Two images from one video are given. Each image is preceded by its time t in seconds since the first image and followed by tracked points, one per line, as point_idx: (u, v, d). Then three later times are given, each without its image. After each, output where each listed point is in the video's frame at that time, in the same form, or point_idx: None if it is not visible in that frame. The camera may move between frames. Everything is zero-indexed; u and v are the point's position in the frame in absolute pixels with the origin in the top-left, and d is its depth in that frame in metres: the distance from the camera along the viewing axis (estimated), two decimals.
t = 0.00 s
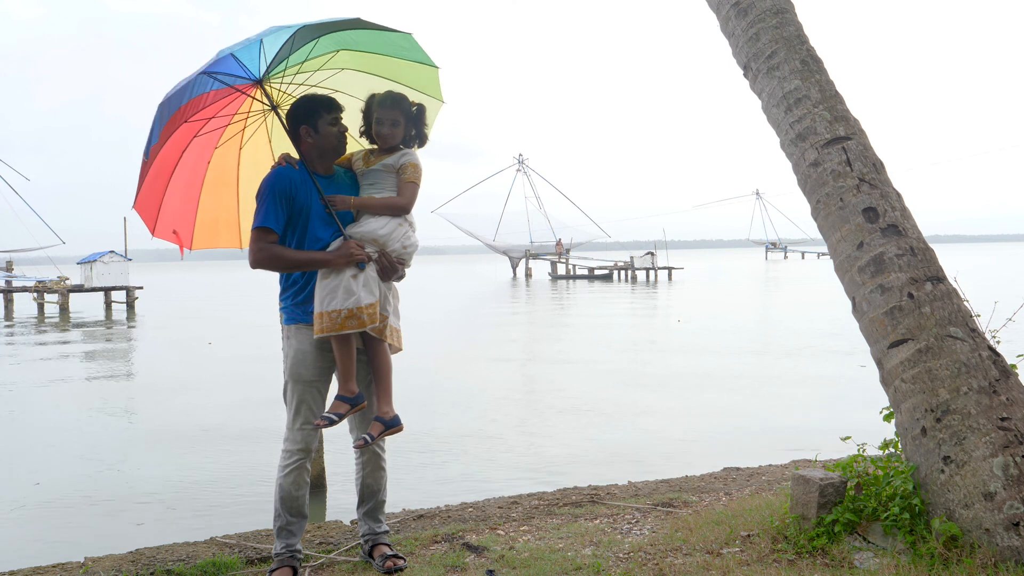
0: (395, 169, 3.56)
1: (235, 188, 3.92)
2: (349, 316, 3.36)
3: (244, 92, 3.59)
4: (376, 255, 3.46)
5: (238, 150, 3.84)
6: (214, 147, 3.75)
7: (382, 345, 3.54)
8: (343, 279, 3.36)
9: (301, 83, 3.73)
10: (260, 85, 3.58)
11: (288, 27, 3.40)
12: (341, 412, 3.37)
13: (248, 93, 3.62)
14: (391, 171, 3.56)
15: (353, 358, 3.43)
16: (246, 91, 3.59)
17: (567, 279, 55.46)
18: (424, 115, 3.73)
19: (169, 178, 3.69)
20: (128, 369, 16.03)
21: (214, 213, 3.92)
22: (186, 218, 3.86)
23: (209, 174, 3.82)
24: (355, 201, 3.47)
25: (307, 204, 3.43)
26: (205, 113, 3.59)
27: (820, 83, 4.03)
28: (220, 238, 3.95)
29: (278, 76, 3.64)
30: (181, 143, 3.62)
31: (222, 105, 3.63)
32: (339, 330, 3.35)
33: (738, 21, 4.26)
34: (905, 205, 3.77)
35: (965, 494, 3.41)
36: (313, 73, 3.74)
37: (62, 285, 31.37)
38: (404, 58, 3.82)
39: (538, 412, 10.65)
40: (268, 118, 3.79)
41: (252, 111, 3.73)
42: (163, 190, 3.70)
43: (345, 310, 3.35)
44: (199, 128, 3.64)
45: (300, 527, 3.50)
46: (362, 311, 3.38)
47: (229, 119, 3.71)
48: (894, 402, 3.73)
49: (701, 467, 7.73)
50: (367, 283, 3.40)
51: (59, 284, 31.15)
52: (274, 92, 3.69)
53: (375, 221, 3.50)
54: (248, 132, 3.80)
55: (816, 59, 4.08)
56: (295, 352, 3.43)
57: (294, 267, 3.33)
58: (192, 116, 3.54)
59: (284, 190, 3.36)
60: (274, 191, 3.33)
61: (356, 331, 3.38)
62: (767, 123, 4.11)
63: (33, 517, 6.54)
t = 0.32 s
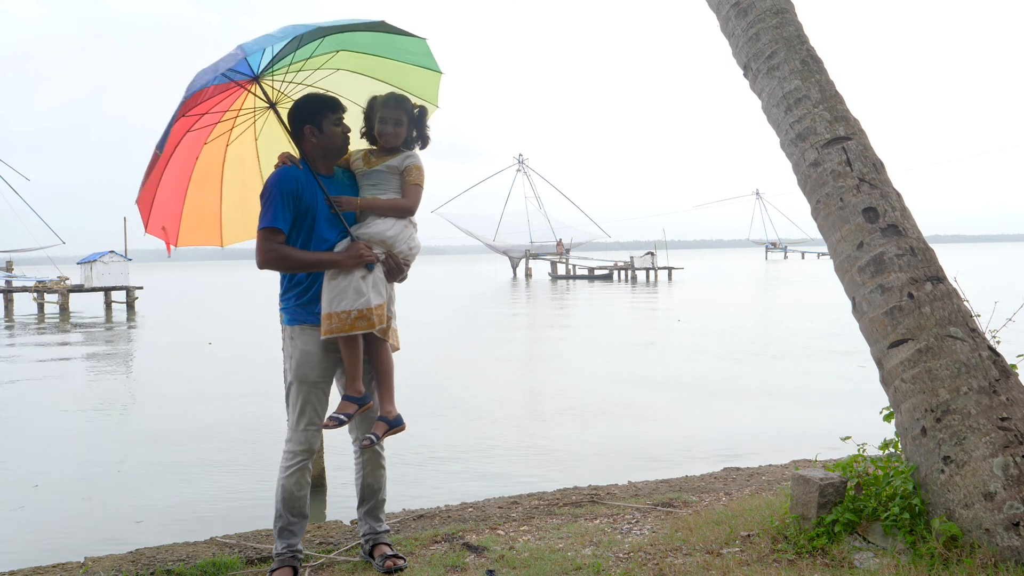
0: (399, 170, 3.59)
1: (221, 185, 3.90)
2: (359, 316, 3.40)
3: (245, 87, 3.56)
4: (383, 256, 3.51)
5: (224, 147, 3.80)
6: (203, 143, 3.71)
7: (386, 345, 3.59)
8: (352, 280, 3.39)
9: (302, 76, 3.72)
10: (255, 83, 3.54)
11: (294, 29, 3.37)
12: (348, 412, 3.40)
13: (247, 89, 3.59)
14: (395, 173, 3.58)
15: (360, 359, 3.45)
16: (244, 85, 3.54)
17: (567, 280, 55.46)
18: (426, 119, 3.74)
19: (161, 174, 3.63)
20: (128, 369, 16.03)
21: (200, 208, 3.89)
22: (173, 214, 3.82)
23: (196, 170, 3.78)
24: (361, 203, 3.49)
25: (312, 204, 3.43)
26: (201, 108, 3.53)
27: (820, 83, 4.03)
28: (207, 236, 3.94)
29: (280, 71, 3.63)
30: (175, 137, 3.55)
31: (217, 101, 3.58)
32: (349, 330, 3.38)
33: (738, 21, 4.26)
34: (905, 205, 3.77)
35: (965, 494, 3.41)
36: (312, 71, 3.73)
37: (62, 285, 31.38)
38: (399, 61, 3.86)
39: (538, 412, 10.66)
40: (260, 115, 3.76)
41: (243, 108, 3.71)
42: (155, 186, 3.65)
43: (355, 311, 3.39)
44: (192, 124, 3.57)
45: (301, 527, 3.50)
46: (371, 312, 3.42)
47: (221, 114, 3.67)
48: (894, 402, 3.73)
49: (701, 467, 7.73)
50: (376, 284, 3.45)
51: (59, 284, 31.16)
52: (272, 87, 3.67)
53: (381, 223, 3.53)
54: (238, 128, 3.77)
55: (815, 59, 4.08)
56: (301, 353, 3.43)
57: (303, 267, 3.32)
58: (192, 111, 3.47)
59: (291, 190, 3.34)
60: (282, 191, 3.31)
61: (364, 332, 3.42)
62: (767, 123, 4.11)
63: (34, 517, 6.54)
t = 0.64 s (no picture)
0: (403, 171, 3.60)
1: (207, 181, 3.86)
2: (369, 317, 3.42)
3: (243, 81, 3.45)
4: (390, 257, 3.55)
5: (212, 143, 3.73)
6: (195, 141, 3.62)
7: (388, 345, 3.60)
8: (362, 281, 3.42)
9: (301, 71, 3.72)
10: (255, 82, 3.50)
11: (313, 26, 3.34)
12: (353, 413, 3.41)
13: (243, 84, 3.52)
14: (399, 174, 3.60)
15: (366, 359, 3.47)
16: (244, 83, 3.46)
17: (567, 279, 55.46)
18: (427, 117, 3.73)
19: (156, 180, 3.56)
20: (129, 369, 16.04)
21: (186, 202, 3.85)
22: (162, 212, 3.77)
23: (185, 169, 3.73)
24: (366, 203, 3.50)
25: (319, 205, 3.43)
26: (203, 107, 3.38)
27: (820, 83, 4.03)
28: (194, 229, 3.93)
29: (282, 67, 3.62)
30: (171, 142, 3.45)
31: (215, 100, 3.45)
32: (360, 331, 3.41)
33: (738, 21, 4.26)
34: (905, 205, 3.78)
35: (965, 493, 3.41)
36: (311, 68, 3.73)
37: (62, 285, 31.37)
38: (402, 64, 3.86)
39: (538, 412, 10.66)
40: (249, 114, 3.74)
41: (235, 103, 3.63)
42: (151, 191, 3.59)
43: (366, 312, 3.42)
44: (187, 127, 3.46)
45: (303, 528, 3.50)
46: (381, 313, 3.46)
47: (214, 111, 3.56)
48: (894, 402, 3.74)
49: (701, 467, 7.73)
50: (384, 285, 3.49)
51: (60, 284, 31.17)
52: (268, 82, 3.66)
53: (388, 223, 3.55)
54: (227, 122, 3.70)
55: (816, 59, 4.08)
56: (306, 354, 3.42)
57: (312, 269, 3.32)
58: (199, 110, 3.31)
59: (299, 192, 3.34)
60: (291, 193, 3.30)
61: (374, 332, 3.45)
62: (767, 123, 4.12)
63: (34, 517, 6.55)
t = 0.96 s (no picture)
0: (403, 170, 3.61)
1: (196, 181, 3.86)
2: (377, 316, 3.44)
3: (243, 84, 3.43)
4: (394, 256, 3.57)
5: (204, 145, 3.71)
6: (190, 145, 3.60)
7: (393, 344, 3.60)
8: (368, 280, 3.43)
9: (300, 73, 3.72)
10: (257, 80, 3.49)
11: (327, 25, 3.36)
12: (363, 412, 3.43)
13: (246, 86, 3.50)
14: (400, 173, 3.60)
15: (373, 358, 3.49)
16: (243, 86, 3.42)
17: (567, 279, 55.45)
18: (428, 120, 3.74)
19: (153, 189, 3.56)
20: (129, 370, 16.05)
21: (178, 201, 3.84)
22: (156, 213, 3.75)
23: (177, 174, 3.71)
24: (369, 202, 3.50)
25: (323, 206, 3.43)
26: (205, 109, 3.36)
27: (820, 83, 4.03)
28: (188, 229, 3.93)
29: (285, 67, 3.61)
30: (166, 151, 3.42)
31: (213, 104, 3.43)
32: (368, 331, 3.42)
33: (738, 21, 4.26)
34: (904, 205, 3.78)
35: (965, 494, 3.41)
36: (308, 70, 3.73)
37: (62, 285, 31.37)
38: (398, 66, 3.89)
39: (538, 412, 10.67)
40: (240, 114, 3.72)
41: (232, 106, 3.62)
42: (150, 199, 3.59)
43: (374, 312, 3.43)
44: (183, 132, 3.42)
45: (305, 528, 3.50)
46: (388, 312, 3.47)
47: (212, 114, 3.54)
48: (894, 402, 3.74)
49: (702, 467, 7.73)
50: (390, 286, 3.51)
51: (60, 284, 31.18)
52: (264, 82, 3.65)
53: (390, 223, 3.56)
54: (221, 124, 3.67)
55: (815, 59, 4.08)
56: (313, 355, 3.43)
57: (318, 269, 3.31)
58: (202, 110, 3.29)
59: (303, 192, 3.33)
60: (296, 193, 3.30)
61: (381, 331, 3.46)
62: (768, 123, 4.12)
63: (33, 517, 6.54)
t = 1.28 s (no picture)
0: (404, 169, 3.61)
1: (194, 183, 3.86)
2: (381, 313, 3.43)
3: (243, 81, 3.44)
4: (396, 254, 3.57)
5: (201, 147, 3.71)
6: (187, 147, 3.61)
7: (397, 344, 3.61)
8: (370, 277, 3.42)
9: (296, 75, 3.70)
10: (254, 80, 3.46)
11: (331, 17, 3.37)
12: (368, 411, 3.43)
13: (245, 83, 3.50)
14: (400, 171, 3.60)
15: (379, 357, 3.48)
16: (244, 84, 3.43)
17: (567, 279, 55.40)
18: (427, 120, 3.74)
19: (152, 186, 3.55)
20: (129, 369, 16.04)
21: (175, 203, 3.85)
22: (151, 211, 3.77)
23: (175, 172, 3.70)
24: (370, 202, 3.51)
25: (323, 206, 3.43)
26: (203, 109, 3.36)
27: (820, 83, 4.04)
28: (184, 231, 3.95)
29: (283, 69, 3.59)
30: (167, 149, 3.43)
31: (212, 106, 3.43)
32: (372, 327, 3.41)
33: (738, 21, 4.27)
34: (904, 205, 3.78)
35: (965, 493, 3.41)
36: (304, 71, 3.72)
37: (62, 285, 31.34)
38: (394, 66, 3.90)
39: (538, 412, 10.66)
40: (237, 117, 3.70)
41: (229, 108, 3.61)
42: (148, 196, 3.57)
43: (378, 308, 3.42)
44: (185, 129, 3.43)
45: (305, 528, 3.50)
46: (392, 308, 3.47)
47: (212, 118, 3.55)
48: (894, 402, 3.74)
49: (702, 467, 7.74)
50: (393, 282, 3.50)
51: (60, 284, 31.16)
52: (262, 83, 3.58)
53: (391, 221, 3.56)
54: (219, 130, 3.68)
55: (815, 59, 4.09)
56: (315, 355, 3.43)
57: (321, 268, 3.31)
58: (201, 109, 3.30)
59: (303, 192, 3.33)
60: (295, 193, 3.30)
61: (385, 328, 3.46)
62: (767, 123, 4.12)
63: (32, 517, 6.52)
